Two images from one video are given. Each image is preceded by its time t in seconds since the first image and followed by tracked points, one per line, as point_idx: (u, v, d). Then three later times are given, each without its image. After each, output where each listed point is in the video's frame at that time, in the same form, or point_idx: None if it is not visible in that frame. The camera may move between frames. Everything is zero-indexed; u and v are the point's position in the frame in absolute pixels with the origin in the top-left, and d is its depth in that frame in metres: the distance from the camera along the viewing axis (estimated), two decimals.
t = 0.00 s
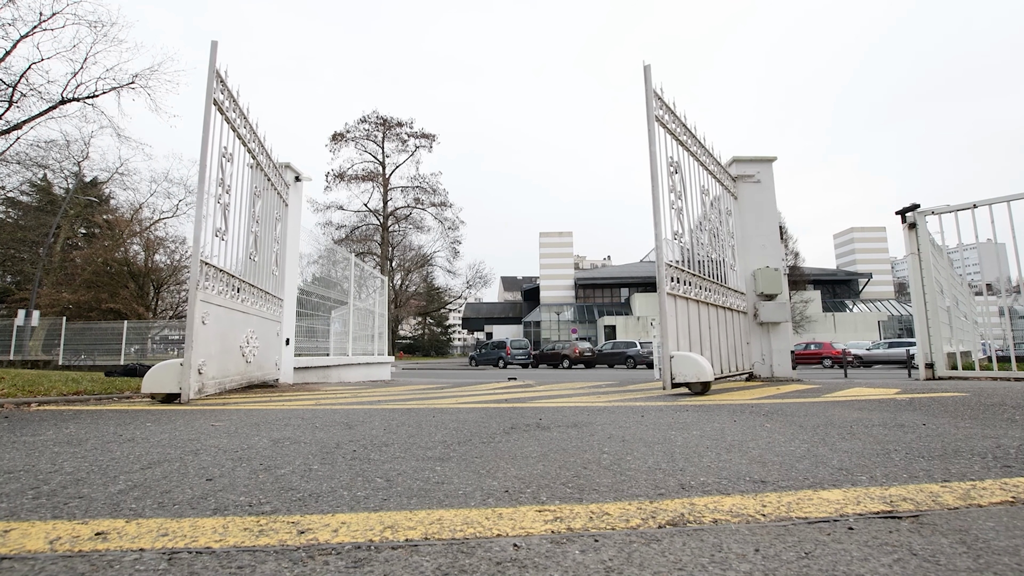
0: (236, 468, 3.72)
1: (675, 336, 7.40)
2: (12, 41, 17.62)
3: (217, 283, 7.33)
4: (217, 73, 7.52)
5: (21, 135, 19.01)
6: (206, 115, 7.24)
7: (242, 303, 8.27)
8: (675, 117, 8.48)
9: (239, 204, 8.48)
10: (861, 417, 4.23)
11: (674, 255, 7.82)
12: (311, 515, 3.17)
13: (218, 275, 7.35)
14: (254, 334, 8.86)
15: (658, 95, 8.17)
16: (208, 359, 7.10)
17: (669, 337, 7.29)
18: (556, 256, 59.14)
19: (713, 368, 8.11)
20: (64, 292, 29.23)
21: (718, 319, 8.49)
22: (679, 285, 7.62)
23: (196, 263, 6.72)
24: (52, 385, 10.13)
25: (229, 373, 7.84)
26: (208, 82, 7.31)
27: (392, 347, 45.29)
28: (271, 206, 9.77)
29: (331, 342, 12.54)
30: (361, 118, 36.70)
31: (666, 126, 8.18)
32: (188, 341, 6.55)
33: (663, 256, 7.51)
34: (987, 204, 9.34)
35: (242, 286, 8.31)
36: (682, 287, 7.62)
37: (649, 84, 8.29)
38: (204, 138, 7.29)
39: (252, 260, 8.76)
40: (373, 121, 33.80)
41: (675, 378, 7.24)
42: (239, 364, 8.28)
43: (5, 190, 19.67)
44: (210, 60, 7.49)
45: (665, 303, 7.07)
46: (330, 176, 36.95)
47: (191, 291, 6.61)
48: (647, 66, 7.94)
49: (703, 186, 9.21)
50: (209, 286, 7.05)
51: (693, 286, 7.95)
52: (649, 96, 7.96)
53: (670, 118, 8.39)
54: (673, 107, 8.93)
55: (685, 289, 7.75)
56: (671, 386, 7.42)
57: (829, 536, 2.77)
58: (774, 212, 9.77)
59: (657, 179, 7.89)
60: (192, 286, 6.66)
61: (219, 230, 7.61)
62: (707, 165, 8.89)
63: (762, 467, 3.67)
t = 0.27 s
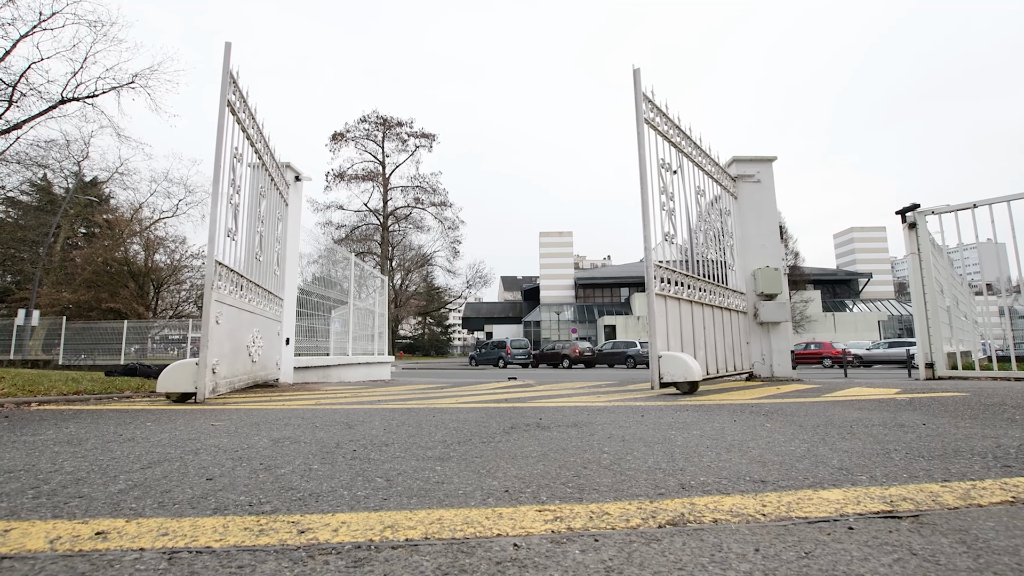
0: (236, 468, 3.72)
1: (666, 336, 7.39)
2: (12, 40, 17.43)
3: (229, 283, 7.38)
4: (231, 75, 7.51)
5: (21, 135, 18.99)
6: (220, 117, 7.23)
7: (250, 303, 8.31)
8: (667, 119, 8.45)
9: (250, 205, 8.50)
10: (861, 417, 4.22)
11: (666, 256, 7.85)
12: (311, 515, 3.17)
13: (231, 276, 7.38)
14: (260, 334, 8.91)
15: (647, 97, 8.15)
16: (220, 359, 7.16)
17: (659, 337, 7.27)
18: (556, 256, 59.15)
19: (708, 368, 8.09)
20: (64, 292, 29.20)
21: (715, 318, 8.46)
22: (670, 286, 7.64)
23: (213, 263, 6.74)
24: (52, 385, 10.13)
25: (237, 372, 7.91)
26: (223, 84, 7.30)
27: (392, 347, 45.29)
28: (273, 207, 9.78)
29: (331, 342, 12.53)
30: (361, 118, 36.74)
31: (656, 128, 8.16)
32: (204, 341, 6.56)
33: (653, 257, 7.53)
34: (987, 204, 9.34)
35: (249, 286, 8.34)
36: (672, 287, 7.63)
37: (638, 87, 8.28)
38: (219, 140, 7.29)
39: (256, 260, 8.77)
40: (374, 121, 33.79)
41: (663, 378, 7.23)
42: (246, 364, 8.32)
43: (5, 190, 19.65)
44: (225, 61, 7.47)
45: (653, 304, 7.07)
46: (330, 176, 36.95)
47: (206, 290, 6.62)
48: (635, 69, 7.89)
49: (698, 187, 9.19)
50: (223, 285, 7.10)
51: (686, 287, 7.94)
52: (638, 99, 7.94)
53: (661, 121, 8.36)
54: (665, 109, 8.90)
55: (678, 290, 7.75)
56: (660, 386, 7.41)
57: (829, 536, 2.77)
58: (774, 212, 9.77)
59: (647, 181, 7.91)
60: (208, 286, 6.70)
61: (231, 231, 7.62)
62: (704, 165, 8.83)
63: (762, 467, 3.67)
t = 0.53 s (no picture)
0: (237, 468, 3.73)
1: (655, 337, 7.43)
2: (12, 41, 17.20)
3: (240, 284, 7.49)
4: (244, 77, 7.52)
5: (21, 135, 18.98)
6: (235, 119, 7.24)
7: (256, 303, 8.40)
8: (659, 122, 8.42)
9: (258, 206, 8.54)
10: (861, 417, 4.22)
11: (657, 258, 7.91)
12: (311, 515, 3.17)
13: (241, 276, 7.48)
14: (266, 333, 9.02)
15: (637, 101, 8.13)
16: (232, 358, 7.27)
17: (648, 337, 7.32)
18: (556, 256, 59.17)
19: (702, 368, 8.10)
20: (64, 292, 29.19)
21: (711, 318, 8.47)
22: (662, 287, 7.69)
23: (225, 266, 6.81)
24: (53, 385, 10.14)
25: (246, 372, 8.00)
26: (237, 86, 7.31)
27: (392, 347, 45.29)
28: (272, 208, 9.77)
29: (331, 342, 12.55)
30: (361, 118, 36.75)
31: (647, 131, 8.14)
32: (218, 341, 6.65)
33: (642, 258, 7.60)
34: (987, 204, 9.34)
35: (256, 287, 8.44)
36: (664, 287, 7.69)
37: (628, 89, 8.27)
38: (234, 142, 7.31)
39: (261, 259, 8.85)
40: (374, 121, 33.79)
41: (652, 378, 7.26)
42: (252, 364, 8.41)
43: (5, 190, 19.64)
44: (238, 63, 7.47)
45: (642, 305, 7.13)
46: (331, 176, 36.99)
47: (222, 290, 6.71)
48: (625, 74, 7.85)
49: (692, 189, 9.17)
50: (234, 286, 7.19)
51: (678, 287, 7.98)
52: (628, 102, 7.92)
53: (653, 123, 8.34)
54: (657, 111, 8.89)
55: (670, 291, 7.81)
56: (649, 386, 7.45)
57: (829, 536, 2.77)
58: (774, 212, 9.76)
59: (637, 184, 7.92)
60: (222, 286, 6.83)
61: (243, 232, 7.67)
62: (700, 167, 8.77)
63: (762, 467, 3.67)
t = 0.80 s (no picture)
0: (236, 469, 3.73)
1: (646, 337, 7.45)
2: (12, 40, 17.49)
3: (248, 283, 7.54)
4: (257, 78, 7.51)
5: (20, 135, 18.96)
6: (248, 121, 7.23)
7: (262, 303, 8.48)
8: (650, 124, 8.38)
9: (264, 207, 8.56)
10: (861, 417, 4.22)
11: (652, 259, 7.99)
12: (310, 516, 3.17)
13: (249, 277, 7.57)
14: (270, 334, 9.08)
15: (628, 104, 8.11)
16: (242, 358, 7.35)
17: (638, 337, 7.33)
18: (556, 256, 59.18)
19: (698, 368, 8.10)
20: (63, 293, 29.13)
21: (707, 318, 8.48)
22: (654, 288, 7.73)
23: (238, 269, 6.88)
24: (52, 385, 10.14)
25: (252, 372, 8.06)
26: (250, 88, 7.31)
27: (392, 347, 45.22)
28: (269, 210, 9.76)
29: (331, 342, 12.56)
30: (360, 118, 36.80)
31: (638, 134, 8.12)
32: (233, 342, 6.75)
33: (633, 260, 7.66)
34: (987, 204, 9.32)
35: (260, 288, 8.51)
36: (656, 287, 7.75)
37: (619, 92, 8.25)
38: (246, 144, 7.33)
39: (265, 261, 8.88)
40: (373, 121, 33.95)
41: (641, 378, 7.27)
42: (259, 363, 8.50)
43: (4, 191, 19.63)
44: (250, 64, 7.46)
45: (631, 305, 7.17)
46: (329, 176, 37.04)
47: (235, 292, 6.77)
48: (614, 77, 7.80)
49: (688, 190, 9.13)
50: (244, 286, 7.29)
51: (671, 288, 7.99)
52: (618, 105, 7.91)
53: (644, 125, 8.31)
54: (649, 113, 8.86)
55: (664, 291, 7.87)
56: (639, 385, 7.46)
57: (829, 536, 2.77)
58: (774, 211, 9.68)
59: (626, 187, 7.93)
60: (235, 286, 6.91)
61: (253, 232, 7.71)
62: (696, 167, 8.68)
63: (762, 467, 3.67)
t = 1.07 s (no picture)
0: (219, 479, 3.50)
1: (644, 339, 7.23)
2: None
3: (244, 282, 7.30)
4: (256, 68, 7.28)
5: None
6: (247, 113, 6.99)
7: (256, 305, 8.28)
8: (649, 116, 8.11)
9: (257, 202, 8.33)
10: (882, 424, 4.00)
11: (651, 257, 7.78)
12: (297, 529, 2.94)
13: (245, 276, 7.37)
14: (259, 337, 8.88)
15: (624, 96, 7.88)
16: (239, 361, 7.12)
17: (635, 341, 7.08)
18: (555, 256, 58.86)
19: (702, 372, 7.86)
20: (34, 292, 28.42)
21: (713, 320, 8.22)
22: (652, 287, 7.52)
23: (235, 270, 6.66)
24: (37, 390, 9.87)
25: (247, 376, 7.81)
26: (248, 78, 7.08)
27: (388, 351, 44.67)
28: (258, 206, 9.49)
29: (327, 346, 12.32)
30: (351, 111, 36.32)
31: (634, 127, 7.89)
32: (229, 344, 6.53)
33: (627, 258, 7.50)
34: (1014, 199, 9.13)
35: (254, 289, 8.29)
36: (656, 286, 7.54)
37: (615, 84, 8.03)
38: (245, 136, 7.11)
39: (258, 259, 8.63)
40: (362, 111, 33.62)
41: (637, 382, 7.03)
42: (252, 367, 8.30)
43: None
44: (250, 54, 7.24)
45: (627, 306, 6.97)
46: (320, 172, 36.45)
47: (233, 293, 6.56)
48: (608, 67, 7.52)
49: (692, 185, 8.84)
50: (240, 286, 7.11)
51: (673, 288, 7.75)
52: (614, 97, 7.68)
53: (642, 118, 8.10)
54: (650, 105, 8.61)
55: (666, 292, 7.65)
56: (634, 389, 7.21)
57: (849, 550, 2.54)
58: (788, 206, 9.44)
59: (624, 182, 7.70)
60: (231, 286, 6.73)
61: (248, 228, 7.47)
62: (702, 159, 8.33)
63: (777, 478, 3.44)
